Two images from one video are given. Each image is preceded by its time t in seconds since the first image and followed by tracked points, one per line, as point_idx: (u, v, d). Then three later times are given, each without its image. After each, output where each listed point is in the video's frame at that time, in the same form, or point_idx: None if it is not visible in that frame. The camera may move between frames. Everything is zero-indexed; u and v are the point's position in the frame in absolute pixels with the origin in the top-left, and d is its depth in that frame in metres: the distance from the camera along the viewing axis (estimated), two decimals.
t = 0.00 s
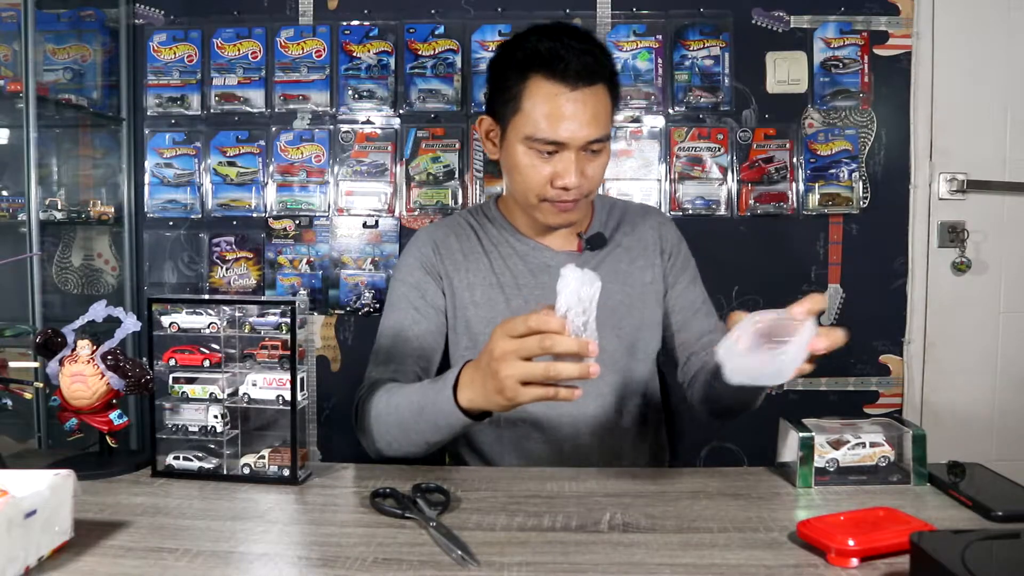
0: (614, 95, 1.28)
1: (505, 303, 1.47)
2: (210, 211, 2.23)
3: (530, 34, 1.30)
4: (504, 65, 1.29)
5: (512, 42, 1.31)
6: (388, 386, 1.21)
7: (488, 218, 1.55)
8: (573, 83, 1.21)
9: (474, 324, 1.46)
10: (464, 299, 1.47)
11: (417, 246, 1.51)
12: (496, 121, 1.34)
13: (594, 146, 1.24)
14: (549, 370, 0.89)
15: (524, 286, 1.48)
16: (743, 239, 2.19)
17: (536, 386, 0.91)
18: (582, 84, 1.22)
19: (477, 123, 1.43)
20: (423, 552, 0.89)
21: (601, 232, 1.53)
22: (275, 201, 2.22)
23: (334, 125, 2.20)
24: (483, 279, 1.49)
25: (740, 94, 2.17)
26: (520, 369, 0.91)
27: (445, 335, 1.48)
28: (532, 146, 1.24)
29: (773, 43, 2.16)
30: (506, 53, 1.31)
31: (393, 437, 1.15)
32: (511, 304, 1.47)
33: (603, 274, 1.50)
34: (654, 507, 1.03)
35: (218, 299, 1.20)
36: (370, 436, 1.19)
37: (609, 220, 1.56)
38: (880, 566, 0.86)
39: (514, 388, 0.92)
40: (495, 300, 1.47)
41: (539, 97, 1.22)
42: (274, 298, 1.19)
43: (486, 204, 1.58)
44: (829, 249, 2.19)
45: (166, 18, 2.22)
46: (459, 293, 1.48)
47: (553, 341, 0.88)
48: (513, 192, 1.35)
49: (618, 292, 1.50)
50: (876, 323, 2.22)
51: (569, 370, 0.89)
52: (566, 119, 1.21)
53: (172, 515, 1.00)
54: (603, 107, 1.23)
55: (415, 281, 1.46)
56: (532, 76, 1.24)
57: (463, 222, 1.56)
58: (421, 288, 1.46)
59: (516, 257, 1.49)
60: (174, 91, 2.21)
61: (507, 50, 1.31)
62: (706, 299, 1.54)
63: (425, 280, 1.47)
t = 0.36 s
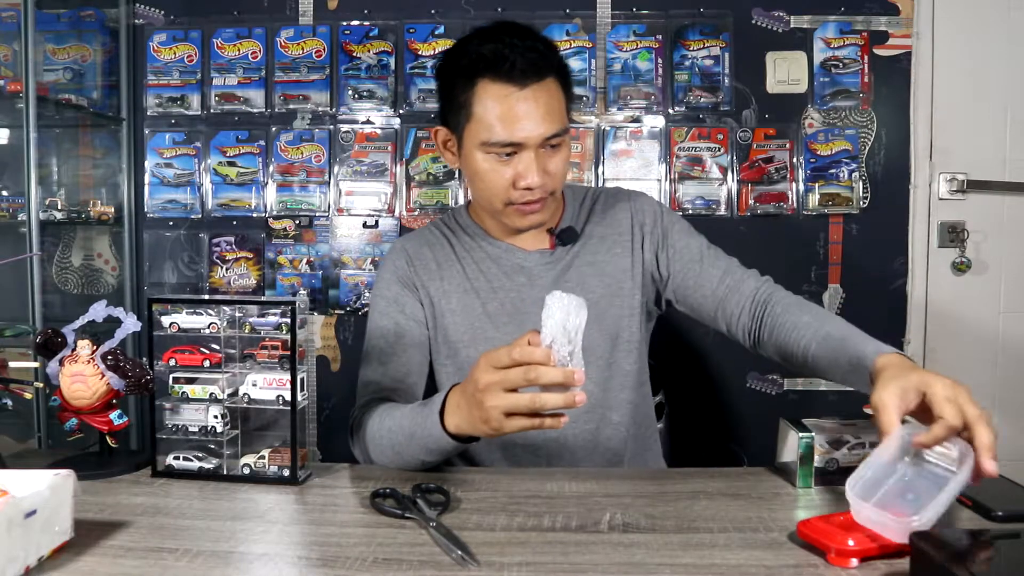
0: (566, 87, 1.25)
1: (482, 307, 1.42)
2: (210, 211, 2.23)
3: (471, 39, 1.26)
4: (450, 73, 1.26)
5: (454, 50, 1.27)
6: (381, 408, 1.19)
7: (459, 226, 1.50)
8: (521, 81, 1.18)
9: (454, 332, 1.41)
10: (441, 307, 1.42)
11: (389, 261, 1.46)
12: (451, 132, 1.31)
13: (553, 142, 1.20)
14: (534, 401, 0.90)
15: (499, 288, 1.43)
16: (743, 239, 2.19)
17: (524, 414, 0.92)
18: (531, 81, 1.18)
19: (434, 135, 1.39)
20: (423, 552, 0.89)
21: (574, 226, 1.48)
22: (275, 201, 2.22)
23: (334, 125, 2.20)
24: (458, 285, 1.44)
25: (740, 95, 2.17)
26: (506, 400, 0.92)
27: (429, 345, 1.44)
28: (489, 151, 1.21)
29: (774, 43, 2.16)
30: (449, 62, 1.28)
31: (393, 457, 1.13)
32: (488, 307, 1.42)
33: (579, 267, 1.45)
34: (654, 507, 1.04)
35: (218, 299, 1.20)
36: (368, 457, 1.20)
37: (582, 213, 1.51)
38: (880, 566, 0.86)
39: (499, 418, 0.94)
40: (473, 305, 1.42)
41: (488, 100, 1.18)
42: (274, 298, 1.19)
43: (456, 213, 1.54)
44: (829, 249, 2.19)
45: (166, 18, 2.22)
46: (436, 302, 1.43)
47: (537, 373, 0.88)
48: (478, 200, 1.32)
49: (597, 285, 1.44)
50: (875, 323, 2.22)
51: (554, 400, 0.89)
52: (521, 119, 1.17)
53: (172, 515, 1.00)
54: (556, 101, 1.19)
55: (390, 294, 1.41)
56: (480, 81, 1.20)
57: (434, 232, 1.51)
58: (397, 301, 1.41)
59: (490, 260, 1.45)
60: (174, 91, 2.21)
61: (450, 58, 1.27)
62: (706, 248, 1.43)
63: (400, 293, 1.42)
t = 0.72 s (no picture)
0: (572, 82, 1.23)
1: (484, 308, 1.41)
2: (210, 211, 2.24)
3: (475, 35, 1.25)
4: (454, 70, 1.24)
5: (458, 46, 1.26)
6: (381, 410, 1.19)
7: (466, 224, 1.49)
8: (525, 77, 1.16)
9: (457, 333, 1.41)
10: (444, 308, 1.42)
11: (393, 258, 1.46)
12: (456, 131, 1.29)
13: (560, 140, 1.18)
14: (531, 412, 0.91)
15: (502, 289, 1.42)
16: (743, 239, 2.19)
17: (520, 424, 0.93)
18: (537, 78, 1.17)
19: (438, 133, 1.38)
20: (423, 552, 0.89)
21: (581, 228, 1.46)
22: (275, 201, 2.22)
23: (334, 125, 2.20)
24: (460, 284, 1.43)
25: (740, 95, 2.17)
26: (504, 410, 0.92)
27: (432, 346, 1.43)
28: (495, 150, 1.20)
29: (773, 43, 2.16)
30: (453, 59, 1.26)
31: (390, 459, 1.13)
32: (490, 309, 1.41)
33: (586, 270, 1.43)
34: (654, 507, 1.04)
35: (218, 299, 1.20)
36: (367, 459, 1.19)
37: (591, 214, 1.49)
38: (880, 566, 0.86)
39: (495, 427, 0.94)
40: (475, 305, 1.41)
41: (493, 98, 1.17)
42: (274, 298, 1.19)
43: (463, 211, 1.53)
44: (829, 249, 2.19)
45: (166, 18, 2.22)
46: (439, 302, 1.42)
47: (534, 386, 0.88)
48: (484, 200, 1.31)
49: (603, 289, 1.42)
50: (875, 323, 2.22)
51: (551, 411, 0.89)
52: (527, 117, 1.16)
53: (172, 515, 1.00)
54: (563, 98, 1.17)
55: (393, 293, 1.41)
56: (484, 78, 1.19)
57: (439, 229, 1.50)
58: (400, 301, 1.40)
59: (493, 260, 1.44)
60: (174, 91, 2.21)
61: (454, 55, 1.26)
62: (719, 251, 1.39)
63: (403, 293, 1.41)
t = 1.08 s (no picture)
0: (591, 82, 1.22)
1: (493, 308, 1.41)
2: (210, 211, 2.24)
3: (494, 28, 1.23)
4: (469, 64, 1.24)
5: (475, 39, 1.25)
6: (383, 409, 1.19)
7: (478, 221, 1.49)
8: (541, 75, 1.15)
9: (466, 333, 1.41)
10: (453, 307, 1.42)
11: (404, 254, 1.46)
12: (469, 125, 1.29)
13: (573, 142, 1.18)
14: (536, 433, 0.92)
15: (512, 291, 1.42)
16: (743, 239, 2.19)
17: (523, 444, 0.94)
18: (554, 76, 1.16)
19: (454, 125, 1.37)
20: (423, 552, 0.89)
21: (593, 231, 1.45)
22: (275, 201, 2.22)
23: (334, 125, 2.20)
24: (470, 283, 1.43)
25: (740, 95, 2.17)
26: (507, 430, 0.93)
27: (438, 345, 1.43)
28: (506, 147, 1.19)
29: (773, 42, 2.16)
30: (469, 52, 1.25)
31: (392, 459, 1.13)
32: (499, 310, 1.41)
33: (596, 272, 1.42)
34: (653, 507, 1.04)
35: (218, 299, 1.20)
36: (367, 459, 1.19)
37: (603, 216, 1.48)
38: (880, 566, 0.86)
39: (498, 445, 0.95)
40: (484, 305, 1.41)
41: (507, 96, 1.16)
42: (274, 298, 1.19)
43: (476, 208, 1.52)
44: (829, 249, 2.19)
45: (166, 18, 2.22)
46: (448, 300, 1.42)
47: (540, 407, 0.89)
48: (494, 197, 1.31)
49: (613, 293, 1.42)
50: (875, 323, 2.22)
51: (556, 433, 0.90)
52: (540, 116, 1.15)
53: (172, 515, 1.00)
54: (579, 99, 1.16)
55: (403, 290, 1.41)
56: (499, 74, 1.18)
57: (451, 225, 1.50)
58: (410, 298, 1.40)
59: (504, 260, 1.43)
60: (174, 91, 2.22)
61: (471, 47, 1.25)
62: (729, 253, 1.37)
63: (413, 290, 1.41)
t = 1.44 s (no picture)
0: (582, 82, 1.21)
1: (491, 309, 1.41)
2: (210, 211, 2.24)
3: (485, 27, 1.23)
4: (460, 62, 1.24)
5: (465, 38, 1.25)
6: (383, 408, 1.19)
7: (474, 220, 1.49)
8: (528, 74, 1.15)
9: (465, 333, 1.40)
10: (452, 308, 1.41)
11: (400, 257, 1.45)
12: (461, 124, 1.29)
13: (561, 142, 1.17)
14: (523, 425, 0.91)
15: (510, 292, 1.42)
16: (743, 239, 2.19)
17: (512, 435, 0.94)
18: (542, 76, 1.16)
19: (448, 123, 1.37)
20: (423, 552, 0.89)
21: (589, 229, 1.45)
22: (275, 201, 2.22)
23: (334, 125, 2.20)
24: (467, 285, 1.42)
25: (740, 95, 2.17)
26: (492, 419, 0.93)
27: (437, 345, 1.43)
28: (493, 146, 1.19)
29: (773, 43, 2.16)
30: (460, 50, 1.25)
31: (392, 457, 1.13)
32: (497, 310, 1.41)
33: (592, 270, 1.42)
34: (653, 507, 1.04)
35: (218, 299, 1.20)
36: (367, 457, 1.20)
37: (600, 214, 1.48)
38: (880, 566, 0.86)
39: (487, 432, 0.96)
40: (483, 305, 1.41)
41: (495, 95, 1.16)
42: (274, 298, 1.19)
43: (471, 207, 1.52)
44: (829, 249, 2.19)
45: (166, 18, 2.22)
46: (446, 302, 1.42)
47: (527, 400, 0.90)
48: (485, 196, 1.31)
49: (611, 290, 1.42)
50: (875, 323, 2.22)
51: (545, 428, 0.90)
52: (527, 116, 1.15)
53: (172, 515, 1.00)
54: (568, 99, 1.16)
55: (401, 292, 1.41)
56: (487, 72, 1.18)
57: (446, 227, 1.50)
58: (407, 301, 1.40)
59: (501, 259, 1.43)
60: (174, 91, 2.22)
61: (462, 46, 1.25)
62: (728, 253, 1.38)
63: (410, 293, 1.41)
